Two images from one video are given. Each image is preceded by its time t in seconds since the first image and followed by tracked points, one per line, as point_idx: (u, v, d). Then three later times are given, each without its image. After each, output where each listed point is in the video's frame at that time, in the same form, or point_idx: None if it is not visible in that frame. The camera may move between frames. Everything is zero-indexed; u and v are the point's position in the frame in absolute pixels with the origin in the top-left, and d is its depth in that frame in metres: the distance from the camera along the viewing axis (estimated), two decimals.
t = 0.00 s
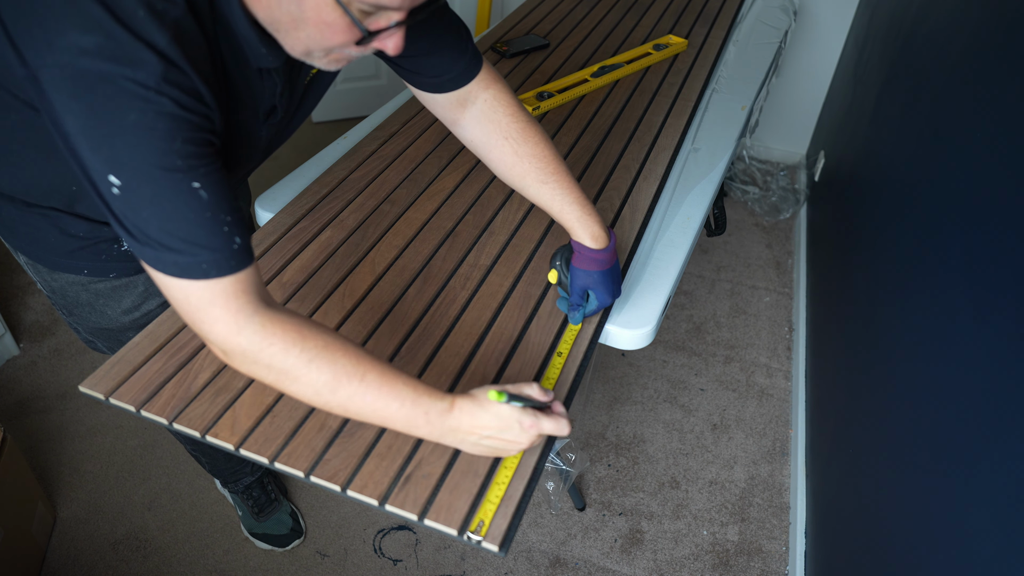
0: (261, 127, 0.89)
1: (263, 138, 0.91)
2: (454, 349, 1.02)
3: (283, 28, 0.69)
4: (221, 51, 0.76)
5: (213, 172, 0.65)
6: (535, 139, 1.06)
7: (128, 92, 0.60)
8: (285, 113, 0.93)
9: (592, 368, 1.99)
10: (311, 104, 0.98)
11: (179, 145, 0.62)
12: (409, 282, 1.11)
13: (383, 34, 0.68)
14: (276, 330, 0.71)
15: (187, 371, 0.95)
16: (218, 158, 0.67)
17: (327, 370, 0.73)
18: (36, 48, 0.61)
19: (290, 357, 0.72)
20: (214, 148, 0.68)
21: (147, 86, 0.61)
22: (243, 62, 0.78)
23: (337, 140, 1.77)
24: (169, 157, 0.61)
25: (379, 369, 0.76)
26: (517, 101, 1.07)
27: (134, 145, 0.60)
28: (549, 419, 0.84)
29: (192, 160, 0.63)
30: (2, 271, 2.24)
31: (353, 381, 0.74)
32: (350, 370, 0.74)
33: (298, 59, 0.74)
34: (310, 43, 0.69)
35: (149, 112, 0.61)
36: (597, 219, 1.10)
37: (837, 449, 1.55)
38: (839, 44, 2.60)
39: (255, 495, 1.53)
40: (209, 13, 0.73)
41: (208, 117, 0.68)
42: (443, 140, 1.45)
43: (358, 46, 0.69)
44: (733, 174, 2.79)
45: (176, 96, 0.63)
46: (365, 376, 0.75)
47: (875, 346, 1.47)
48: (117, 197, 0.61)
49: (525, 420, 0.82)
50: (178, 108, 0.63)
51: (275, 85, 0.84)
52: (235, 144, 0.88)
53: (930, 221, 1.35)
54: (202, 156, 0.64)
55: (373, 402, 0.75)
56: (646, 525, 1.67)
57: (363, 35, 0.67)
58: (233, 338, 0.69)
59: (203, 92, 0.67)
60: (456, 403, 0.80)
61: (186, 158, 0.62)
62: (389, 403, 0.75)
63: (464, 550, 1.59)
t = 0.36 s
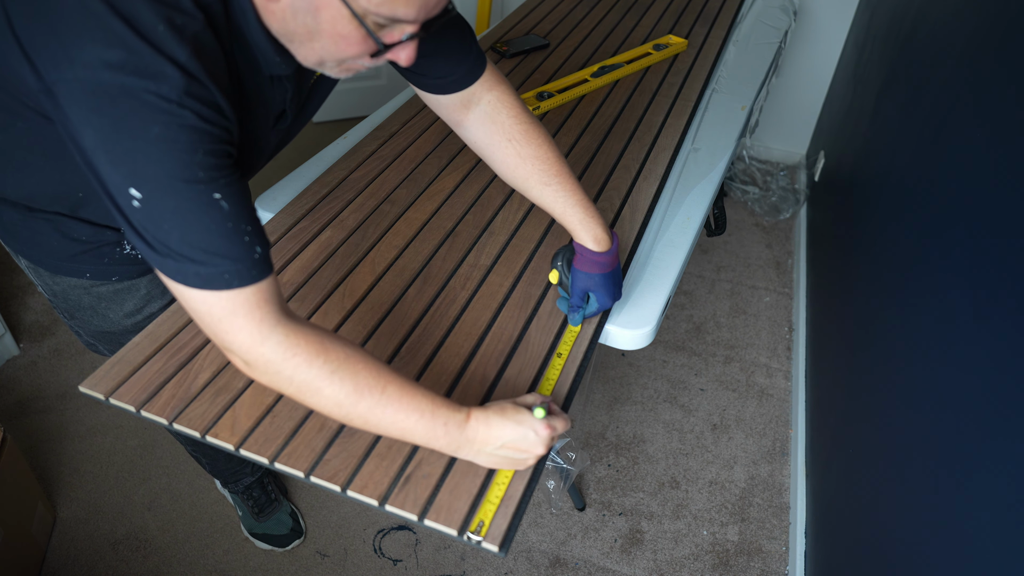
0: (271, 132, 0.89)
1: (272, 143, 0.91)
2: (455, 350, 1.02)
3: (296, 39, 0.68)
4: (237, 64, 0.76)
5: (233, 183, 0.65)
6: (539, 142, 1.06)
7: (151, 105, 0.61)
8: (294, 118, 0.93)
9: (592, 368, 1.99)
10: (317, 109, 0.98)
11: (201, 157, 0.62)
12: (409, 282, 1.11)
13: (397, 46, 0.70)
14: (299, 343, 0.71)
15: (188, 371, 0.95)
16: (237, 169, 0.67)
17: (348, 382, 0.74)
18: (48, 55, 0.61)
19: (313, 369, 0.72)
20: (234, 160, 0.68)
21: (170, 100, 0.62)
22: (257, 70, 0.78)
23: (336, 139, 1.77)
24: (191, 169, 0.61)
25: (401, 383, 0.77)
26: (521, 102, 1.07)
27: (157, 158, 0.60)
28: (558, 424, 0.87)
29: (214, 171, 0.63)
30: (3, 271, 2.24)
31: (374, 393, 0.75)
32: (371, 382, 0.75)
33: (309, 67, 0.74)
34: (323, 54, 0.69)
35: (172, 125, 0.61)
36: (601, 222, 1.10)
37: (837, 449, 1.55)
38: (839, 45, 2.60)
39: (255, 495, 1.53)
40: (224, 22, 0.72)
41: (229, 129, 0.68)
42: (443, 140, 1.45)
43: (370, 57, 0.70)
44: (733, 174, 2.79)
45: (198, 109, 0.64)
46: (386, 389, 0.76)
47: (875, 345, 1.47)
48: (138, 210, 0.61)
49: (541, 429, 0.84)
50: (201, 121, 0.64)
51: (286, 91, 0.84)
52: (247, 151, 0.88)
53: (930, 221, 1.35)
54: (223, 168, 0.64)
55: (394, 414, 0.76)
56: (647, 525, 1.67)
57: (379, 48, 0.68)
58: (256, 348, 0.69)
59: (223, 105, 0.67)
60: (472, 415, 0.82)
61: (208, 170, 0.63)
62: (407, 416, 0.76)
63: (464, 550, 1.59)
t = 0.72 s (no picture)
0: (275, 133, 0.89)
1: (277, 144, 0.91)
2: (455, 350, 1.02)
3: (302, 44, 0.69)
4: (241, 67, 0.75)
5: (238, 186, 0.65)
6: (542, 143, 1.06)
7: (157, 109, 0.61)
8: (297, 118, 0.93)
9: (592, 368, 1.99)
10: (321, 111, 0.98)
11: (207, 160, 0.62)
12: (409, 283, 1.11)
13: (402, 52, 0.69)
14: (305, 347, 0.72)
15: (188, 372, 0.95)
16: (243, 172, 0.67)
17: (354, 384, 0.74)
18: (55, 59, 0.61)
19: (318, 372, 0.72)
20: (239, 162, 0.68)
21: (176, 103, 0.62)
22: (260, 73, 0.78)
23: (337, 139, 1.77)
24: (197, 172, 0.61)
25: (406, 385, 0.77)
26: (524, 103, 1.07)
27: (162, 162, 0.60)
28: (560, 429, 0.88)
29: (219, 174, 0.63)
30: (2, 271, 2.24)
31: (379, 395, 0.75)
32: (376, 384, 0.75)
33: (314, 71, 0.74)
34: (329, 58, 0.69)
35: (177, 128, 0.61)
36: (603, 223, 1.10)
37: (837, 448, 1.55)
38: (839, 45, 2.60)
39: (255, 495, 1.53)
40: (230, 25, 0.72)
41: (234, 132, 0.68)
42: (443, 140, 1.45)
43: (376, 63, 0.70)
44: (733, 174, 2.79)
45: (203, 112, 0.64)
46: (392, 390, 0.76)
47: (875, 346, 1.47)
48: (142, 214, 0.61)
49: (544, 432, 0.84)
50: (206, 124, 0.63)
51: (290, 94, 0.84)
52: (252, 153, 0.88)
53: (930, 221, 1.35)
54: (228, 171, 0.64)
55: (398, 416, 0.76)
56: (647, 525, 1.67)
57: (386, 53, 0.68)
58: (262, 351, 0.70)
59: (228, 108, 0.67)
60: (475, 416, 0.82)
61: (214, 173, 0.62)
62: (411, 418, 0.76)
63: (464, 550, 1.59)
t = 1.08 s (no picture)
0: (278, 133, 0.89)
1: (279, 143, 0.91)
2: (455, 350, 1.02)
3: (307, 44, 0.69)
4: (245, 67, 0.75)
5: (241, 186, 0.65)
6: (544, 143, 1.06)
7: (161, 107, 0.61)
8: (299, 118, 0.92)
9: (592, 368, 1.99)
10: (323, 110, 0.98)
11: (210, 159, 0.62)
12: (409, 283, 1.11)
13: (407, 52, 0.69)
14: (305, 346, 0.72)
15: (188, 372, 0.95)
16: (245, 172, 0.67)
17: (355, 383, 0.74)
18: (60, 57, 0.61)
19: (320, 371, 0.73)
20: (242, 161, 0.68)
21: (179, 102, 0.62)
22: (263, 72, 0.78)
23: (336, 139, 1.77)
24: (200, 171, 0.61)
25: (407, 385, 0.77)
26: (527, 103, 1.07)
27: (165, 160, 0.60)
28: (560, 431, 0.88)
29: (222, 173, 0.63)
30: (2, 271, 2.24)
31: (380, 394, 0.75)
32: (377, 384, 0.75)
33: (318, 70, 0.74)
34: (333, 58, 0.69)
35: (181, 127, 0.61)
36: (604, 223, 1.10)
37: (837, 448, 1.55)
38: (839, 45, 2.60)
39: (255, 495, 1.53)
40: (234, 24, 0.72)
41: (236, 131, 0.68)
42: (443, 141, 1.45)
43: (380, 62, 0.70)
44: (733, 174, 2.79)
45: (206, 111, 0.64)
46: (392, 390, 0.76)
47: (875, 346, 1.47)
48: (145, 212, 0.61)
49: (544, 433, 0.84)
50: (209, 123, 0.63)
51: (293, 93, 0.84)
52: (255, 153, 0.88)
53: (930, 221, 1.35)
54: (231, 170, 0.64)
55: (399, 415, 0.76)
56: (646, 525, 1.67)
57: (390, 53, 0.68)
58: (263, 350, 0.70)
59: (231, 108, 0.67)
60: (476, 416, 0.82)
61: (216, 172, 0.62)
62: (412, 417, 0.76)
63: (464, 550, 1.59)
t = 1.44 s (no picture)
0: (280, 133, 0.88)
1: (281, 143, 0.91)
2: (455, 350, 1.02)
3: (309, 43, 0.69)
4: (247, 66, 0.75)
5: (242, 186, 0.65)
6: (545, 143, 1.06)
7: (162, 107, 0.61)
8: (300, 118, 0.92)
9: (592, 368, 1.99)
10: (325, 110, 0.98)
11: (211, 159, 0.62)
12: (409, 283, 1.11)
13: (409, 52, 0.69)
14: (305, 347, 0.71)
15: (188, 372, 0.95)
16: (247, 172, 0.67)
17: (356, 384, 0.74)
18: (62, 57, 0.61)
19: (321, 372, 0.73)
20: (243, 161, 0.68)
21: (181, 102, 0.62)
22: (265, 72, 0.78)
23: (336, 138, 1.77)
24: (201, 171, 0.61)
25: (407, 386, 0.77)
26: (528, 103, 1.07)
27: (167, 160, 0.60)
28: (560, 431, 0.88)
29: (224, 174, 0.63)
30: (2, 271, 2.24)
31: (380, 394, 0.75)
32: (377, 384, 0.75)
33: (320, 70, 0.74)
34: (335, 58, 0.69)
35: (182, 127, 0.61)
36: (604, 223, 1.09)
37: (837, 448, 1.55)
38: (839, 45, 2.60)
39: (255, 495, 1.53)
40: (236, 25, 0.72)
41: (238, 131, 0.68)
42: (443, 141, 1.45)
43: (382, 62, 0.70)
44: (733, 174, 2.79)
45: (207, 111, 0.64)
46: (393, 390, 0.76)
47: (875, 346, 1.47)
48: (146, 212, 0.61)
49: (544, 433, 0.84)
50: (210, 123, 0.63)
51: (294, 93, 0.84)
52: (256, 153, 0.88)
53: (930, 221, 1.35)
54: (232, 171, 0.64)
55: (400, 416, 0.76)
56: (646, 524, 1.67)
57: (393, 53, 0.68)
58: (264, 351, 0.70)
59: (232, 108, 0.67)
60: (476, 417, 0.82)
61: (217, 172, 0.62)
62: (412, 417, 0.76)
63: (464, 550, 1.59)
